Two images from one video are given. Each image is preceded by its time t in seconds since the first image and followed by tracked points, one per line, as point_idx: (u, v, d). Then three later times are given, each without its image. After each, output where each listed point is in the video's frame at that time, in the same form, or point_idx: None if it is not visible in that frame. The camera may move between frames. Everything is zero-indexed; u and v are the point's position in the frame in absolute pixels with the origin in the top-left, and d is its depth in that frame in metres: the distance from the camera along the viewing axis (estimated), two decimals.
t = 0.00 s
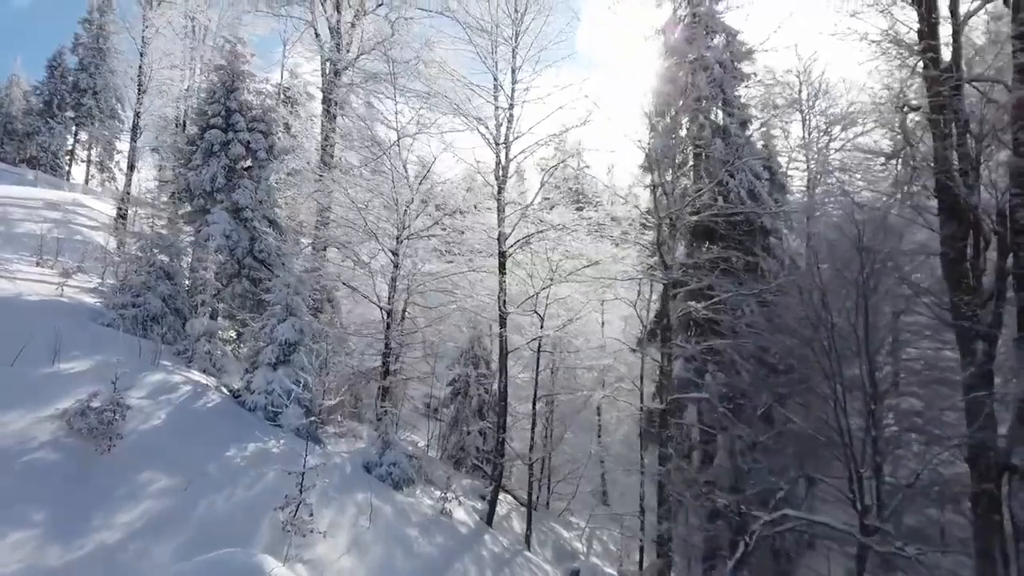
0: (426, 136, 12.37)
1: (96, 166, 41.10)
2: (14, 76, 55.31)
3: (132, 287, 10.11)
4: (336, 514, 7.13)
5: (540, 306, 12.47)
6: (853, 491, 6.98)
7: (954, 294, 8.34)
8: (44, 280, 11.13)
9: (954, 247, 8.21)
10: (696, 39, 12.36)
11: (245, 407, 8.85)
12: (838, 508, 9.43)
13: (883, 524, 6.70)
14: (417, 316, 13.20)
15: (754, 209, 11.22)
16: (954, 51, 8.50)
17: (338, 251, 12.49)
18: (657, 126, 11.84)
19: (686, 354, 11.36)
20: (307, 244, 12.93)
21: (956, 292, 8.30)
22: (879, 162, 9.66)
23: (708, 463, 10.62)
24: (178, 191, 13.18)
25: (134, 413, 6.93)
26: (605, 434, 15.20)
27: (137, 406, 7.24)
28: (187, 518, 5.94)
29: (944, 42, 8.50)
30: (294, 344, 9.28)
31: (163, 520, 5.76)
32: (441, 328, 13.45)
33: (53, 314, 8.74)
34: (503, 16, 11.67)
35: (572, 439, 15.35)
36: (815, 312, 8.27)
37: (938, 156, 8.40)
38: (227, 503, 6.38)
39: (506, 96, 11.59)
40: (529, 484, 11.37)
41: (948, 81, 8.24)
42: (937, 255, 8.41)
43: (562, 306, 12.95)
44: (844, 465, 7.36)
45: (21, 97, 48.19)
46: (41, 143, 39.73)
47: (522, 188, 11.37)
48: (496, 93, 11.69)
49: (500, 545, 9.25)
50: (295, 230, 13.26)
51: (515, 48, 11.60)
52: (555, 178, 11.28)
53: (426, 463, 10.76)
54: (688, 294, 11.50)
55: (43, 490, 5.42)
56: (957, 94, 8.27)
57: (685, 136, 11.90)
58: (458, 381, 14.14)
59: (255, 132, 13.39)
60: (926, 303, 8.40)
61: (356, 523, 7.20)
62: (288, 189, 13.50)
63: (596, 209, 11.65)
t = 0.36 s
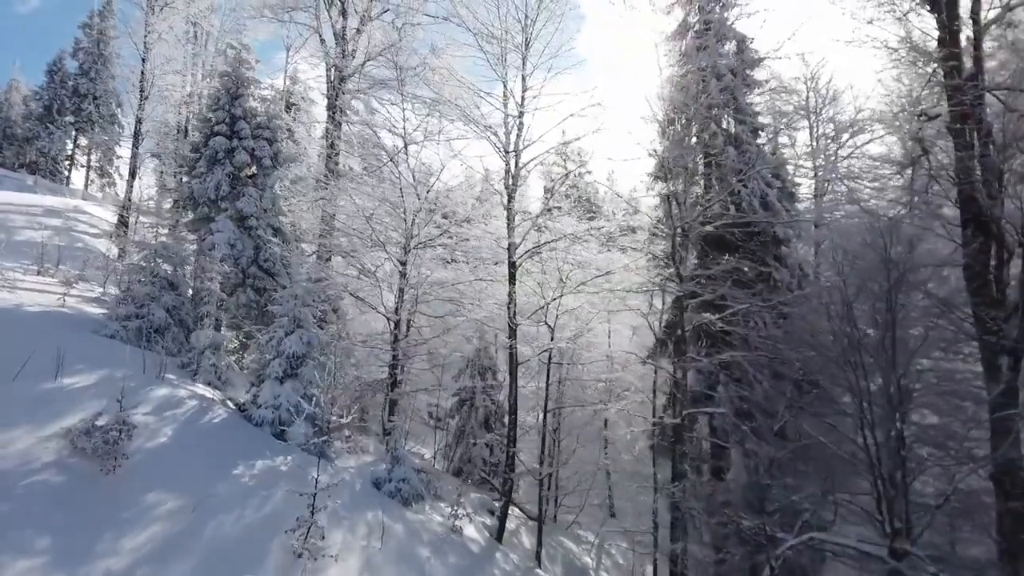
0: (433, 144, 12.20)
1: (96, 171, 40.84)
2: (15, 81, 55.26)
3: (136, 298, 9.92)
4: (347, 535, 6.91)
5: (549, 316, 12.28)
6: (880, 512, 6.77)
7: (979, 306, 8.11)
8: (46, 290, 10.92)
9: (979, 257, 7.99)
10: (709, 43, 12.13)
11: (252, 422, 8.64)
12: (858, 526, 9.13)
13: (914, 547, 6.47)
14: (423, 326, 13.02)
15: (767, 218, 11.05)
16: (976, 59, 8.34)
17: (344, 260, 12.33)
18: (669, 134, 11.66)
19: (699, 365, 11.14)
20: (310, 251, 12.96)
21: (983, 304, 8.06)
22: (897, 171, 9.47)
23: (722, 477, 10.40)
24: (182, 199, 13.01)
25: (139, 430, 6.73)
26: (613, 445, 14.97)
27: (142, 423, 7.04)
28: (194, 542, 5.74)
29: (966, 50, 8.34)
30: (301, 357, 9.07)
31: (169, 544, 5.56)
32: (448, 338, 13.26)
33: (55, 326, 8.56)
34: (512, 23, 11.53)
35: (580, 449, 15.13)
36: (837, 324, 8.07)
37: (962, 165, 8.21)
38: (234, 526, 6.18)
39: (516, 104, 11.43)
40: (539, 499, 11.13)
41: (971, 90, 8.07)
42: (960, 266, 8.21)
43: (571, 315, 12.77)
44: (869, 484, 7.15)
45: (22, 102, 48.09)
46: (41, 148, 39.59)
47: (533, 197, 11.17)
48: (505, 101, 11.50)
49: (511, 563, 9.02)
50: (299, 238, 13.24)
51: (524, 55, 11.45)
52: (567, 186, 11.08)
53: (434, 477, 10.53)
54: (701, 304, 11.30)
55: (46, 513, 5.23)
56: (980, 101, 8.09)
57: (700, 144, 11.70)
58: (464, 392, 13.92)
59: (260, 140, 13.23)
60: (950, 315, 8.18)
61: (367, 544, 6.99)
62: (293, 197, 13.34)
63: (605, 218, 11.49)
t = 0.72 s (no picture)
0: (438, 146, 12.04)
1: (90, 171, 40.41)
2: (10, 80, 54.92)
3: (135, 305, 9.70)
4: (355, 553, 6.71)
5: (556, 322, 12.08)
6: (903, 529, 6.61)
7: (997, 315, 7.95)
8: (43, 296, 10.69)
9: (998, 265, 7.82)
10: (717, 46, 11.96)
11: (254, 433, 8.41)
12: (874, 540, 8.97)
13: (939, 565, 6.31)
14: (427, 332, 12.82)
15: (777, 224, 10.92)
16: (994, 62, 8.18)
17: (347, 265, 12.17)
18: (678, 138, 11.49)
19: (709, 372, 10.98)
20: (313, 258, 12.62)
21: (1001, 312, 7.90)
22: (911, 178, 9.33)
23: (732, 488, 10.24)
24: (181, 202, 12.76)
25: (141, 445, 6.52)
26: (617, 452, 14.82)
27: (144, 437, 6.83)
28: (200, 563, 5.53)
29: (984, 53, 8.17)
30: (306, 366, 8.85)
31: (174, 566, 5.35)
32: (452, 344, 13.06)
33: (51, 337, 8.35)
34: (518, 24, 11.35)
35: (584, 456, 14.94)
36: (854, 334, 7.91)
37: (979, 172, 8.06)
38: (241, 545, 5.97)
39: (522, 107, 11.24)
40: (546, 509, 10.95)
41: (990, 96, 7.92)
42: (979, 275, 8.06)
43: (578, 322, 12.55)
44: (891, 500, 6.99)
45: (15, 101, 47.67)
46: (34, 149, 39.15)
47: (540, 202, 10.97)
48: (512, 104, 11.31)
49: None
50: (301, 243, 13.00)
51: (530, 58, 11.27)
52: (575, 191, 10.90)
53: (439, 487, 10.32)
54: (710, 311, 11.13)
55: (46, 535, 5.01)
56: (999, 106, 7.94)
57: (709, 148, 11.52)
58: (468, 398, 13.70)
59: (260, 143, 13.01)
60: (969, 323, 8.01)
61: (377, 563, 6.79)
62: (294, 201, 13.13)
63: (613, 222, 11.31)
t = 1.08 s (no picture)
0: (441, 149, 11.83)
1: (82, 171, 39.89)
2: None
3: (132, 311, 9.46)
4: (363, 572, 6.53)
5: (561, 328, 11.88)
6: (925, 546, 6.44)
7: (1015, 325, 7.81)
8: (37, 302, 10.44)
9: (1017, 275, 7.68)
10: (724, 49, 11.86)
11: (256, 445, 8.19)
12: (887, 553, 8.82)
13: None
14: (429, 337, 12.61)
15: (786, 230, 10.77)
16: (1013, 68, 8.06)
17: (348, 270, 11.94)
18: (686, 141, 11.30)
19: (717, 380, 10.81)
20: (313, 262, 12.38)
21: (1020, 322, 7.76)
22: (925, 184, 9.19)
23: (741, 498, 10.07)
24: (177, 205, 12.51)
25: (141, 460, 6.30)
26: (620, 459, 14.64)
27: (143, 452, 6.61)
28: None
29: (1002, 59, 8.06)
30: (309, 376, 8.63)
31: None
32: (454, 350, 12.85)
33: (46, 346, 8.12)
34: (524, 26, 11.16)
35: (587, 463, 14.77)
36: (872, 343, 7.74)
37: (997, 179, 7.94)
38: (246, 565, 5.78)
39: (527, 109, 11.05)
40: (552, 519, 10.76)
41: (1009, 102, 7.80)
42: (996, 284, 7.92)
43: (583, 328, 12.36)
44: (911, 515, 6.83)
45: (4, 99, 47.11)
46: (26, 148, 38.65)
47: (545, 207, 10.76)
48: (517, 107, 11.12)
49: None
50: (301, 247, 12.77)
51: (536, 60, 11.08)
52: (581, 196, 10.71)
53: (442, 497, 10.12)
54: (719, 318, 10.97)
55: (47, 559, 4.81)
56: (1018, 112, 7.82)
57: (719, 150, 11.29)
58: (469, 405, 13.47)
59: (259, 145, 12.77)
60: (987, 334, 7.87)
61: None
62: (294, 204, 12.90)
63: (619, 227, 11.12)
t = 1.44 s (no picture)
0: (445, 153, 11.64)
1: (76, 170, 39.46)
2: None
3: (130, 318, 9.24)
4: None
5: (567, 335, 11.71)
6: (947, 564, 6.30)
7: None
8: (32, 308, 10.19)
9: None
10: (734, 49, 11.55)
11: (258, 458, 7.98)
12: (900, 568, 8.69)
13: None
14: (432, 344, 12.41)
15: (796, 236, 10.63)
16: None
17: (349, 275, 11.73)
18: (695, 146, 11.13)
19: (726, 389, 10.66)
20: (314, 267, 12.17)
21: None
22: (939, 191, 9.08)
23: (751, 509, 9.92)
24: (176, 208, 12.27)
25: (142, 478, 6.12)
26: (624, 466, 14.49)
27: (144, 468, 6.41)
28: None
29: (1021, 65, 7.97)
30: (312, 386, 8.42)
31: None
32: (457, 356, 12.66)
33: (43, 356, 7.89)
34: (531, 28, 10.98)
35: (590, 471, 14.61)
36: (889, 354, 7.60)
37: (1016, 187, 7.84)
38: None
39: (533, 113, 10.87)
40: (558, 530, 10.60)
41: None
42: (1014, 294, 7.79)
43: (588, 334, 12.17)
44: (932, 531, 6.69)
45: None
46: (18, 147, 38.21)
47: (552, 212, 10.58)
48: (523, 110, 10.91)
49: None
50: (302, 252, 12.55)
51: (542, 62, 10.91)
52: (589, 201, 10.53)
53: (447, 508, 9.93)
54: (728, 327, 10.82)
55: None
56: None
57: (727, 155, 11.13)
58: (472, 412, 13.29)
59: (259, 147, 12.55)
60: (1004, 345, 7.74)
61: None
62: (294, 207, 12.68)
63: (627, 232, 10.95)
